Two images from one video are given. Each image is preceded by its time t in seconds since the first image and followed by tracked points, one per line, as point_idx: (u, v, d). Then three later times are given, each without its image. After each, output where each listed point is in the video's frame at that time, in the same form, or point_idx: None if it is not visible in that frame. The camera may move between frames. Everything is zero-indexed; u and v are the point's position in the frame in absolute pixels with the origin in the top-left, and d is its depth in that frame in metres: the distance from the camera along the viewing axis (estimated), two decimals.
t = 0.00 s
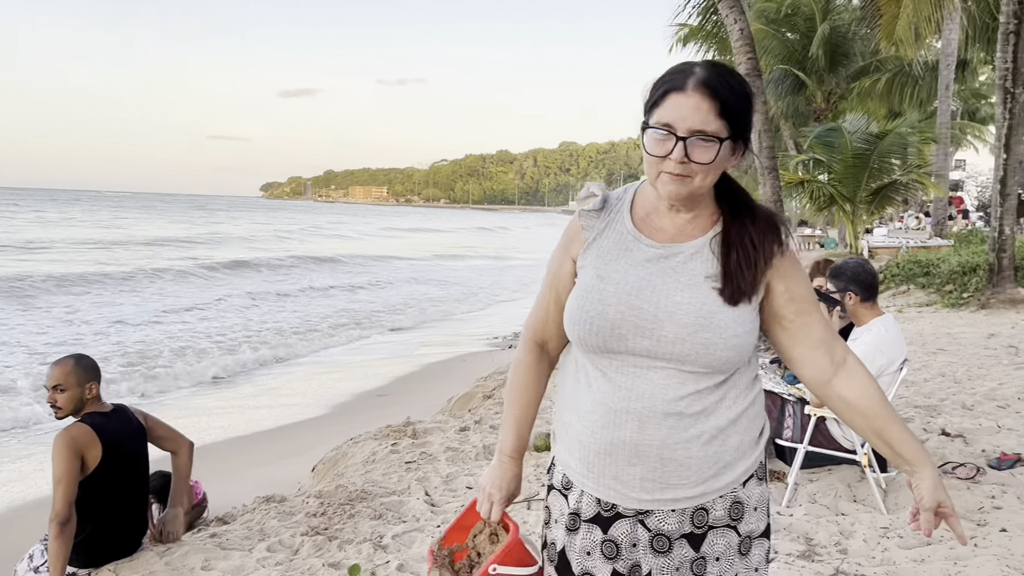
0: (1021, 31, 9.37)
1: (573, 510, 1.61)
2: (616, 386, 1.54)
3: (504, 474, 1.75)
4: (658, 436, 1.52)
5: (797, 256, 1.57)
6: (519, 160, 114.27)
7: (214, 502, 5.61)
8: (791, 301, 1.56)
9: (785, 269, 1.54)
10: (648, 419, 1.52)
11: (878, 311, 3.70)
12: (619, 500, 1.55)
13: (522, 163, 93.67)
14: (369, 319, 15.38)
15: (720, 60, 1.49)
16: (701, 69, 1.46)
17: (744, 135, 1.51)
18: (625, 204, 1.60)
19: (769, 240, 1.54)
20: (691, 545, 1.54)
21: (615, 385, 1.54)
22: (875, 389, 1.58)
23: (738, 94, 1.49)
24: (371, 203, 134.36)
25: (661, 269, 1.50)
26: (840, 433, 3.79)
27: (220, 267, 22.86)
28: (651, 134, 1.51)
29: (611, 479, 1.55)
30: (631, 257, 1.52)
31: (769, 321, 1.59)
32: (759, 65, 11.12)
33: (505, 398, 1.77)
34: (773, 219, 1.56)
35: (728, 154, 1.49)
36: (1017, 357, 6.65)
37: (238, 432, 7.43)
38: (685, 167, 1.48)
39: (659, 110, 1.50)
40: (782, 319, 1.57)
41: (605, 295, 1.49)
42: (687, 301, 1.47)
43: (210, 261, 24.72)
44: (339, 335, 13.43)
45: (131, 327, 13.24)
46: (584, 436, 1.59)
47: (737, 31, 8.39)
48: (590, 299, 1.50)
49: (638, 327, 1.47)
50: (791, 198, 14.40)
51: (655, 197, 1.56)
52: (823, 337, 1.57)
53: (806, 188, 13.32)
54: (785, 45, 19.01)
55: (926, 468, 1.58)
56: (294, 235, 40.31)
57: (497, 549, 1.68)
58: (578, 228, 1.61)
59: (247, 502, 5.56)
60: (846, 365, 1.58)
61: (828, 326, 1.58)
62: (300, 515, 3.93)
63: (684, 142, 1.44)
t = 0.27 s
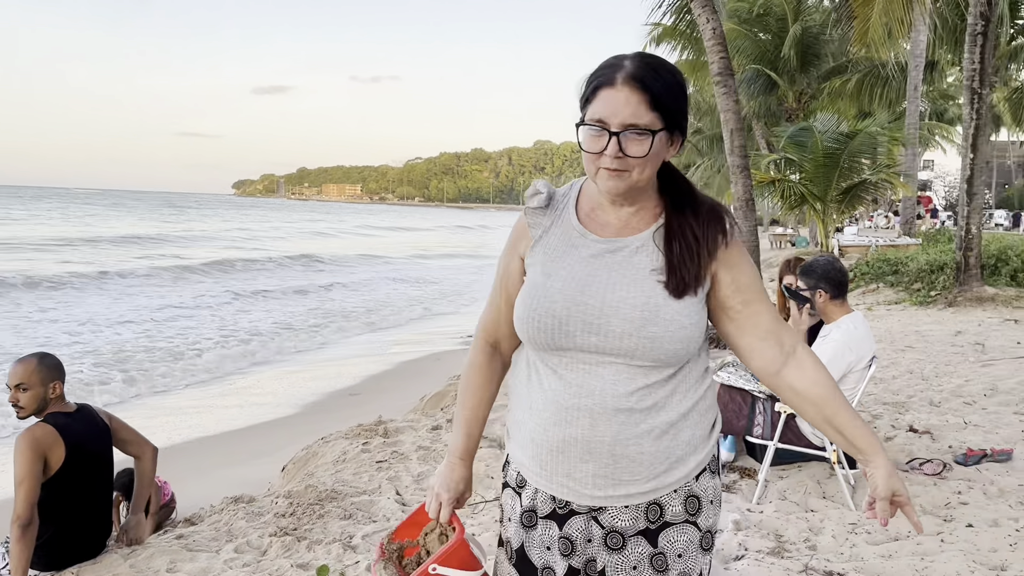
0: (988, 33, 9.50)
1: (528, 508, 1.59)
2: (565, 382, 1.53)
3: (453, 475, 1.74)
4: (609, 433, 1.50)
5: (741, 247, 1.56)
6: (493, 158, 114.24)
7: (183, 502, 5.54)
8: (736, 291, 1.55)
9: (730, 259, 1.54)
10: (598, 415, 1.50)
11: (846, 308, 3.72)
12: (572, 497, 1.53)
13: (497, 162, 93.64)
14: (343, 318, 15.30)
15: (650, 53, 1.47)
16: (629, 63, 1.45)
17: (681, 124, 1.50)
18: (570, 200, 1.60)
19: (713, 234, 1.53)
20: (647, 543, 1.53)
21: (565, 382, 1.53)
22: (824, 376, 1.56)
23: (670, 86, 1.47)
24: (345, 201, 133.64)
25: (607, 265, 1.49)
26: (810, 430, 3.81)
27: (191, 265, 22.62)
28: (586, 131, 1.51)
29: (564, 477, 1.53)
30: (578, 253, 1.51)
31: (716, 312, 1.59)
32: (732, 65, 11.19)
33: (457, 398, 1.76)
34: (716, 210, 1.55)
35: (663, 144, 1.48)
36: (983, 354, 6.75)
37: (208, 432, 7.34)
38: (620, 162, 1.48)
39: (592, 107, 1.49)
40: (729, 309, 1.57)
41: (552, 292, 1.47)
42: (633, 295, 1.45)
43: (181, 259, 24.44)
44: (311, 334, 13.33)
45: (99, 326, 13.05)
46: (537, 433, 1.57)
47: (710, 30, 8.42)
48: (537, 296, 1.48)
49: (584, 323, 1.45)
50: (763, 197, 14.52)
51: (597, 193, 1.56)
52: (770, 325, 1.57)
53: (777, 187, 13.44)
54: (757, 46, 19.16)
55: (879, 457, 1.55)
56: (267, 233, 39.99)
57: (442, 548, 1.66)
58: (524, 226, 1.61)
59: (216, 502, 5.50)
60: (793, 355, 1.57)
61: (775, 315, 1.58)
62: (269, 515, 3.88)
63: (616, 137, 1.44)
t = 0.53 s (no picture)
0: (957, 38, 9.62)
1: (483, 514, 1.59)
2: (518, 389, 1.52)
3: (405, 483, 1.73)
4: (563, 439, 1.50)
5: (689, 245, 1.56)
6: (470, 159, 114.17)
7: (153, 506, 5.48)
8: (685, 292, 1.54)
9: (679, 259, 1.53)
10: (552, 422, 1.50)
11: (816, 309, 3.75)
12: (528, 503, 1.53)
13: (474, 163, 93.59)
14: (318, 319, 15.21)
15: (581, 51, 1.49)
16: (561, 61, 1.46)
17: (619, 118, 1.51)
18: (518, 205, 1.59)
19: (661, 231, 1.53)
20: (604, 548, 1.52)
21: (519, 389, 1.52)
22: (772, 374, 1.57)
23: (603, 79, 1.48)
24: (321, 201, 132.94)
25: (557, 269, 1.48)
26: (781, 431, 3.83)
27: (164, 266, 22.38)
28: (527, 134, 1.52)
29: (519, 484, 1.53)
30: (528, 258, 1.50)
31: (666, 313, 1.58)
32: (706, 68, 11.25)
33: (410, 405, 1.75)
34: (661, 209, 1.56)
35: (602, 139, 1.49)
36: (952, 354, 6.83)
37: (180, 434, 7.26)
38: (562, 161, 1.48)
39: (529, 110, 1.50)
40: (678, 310, 1.56)
41: (502, 299, 1.46)
42: (584, 300, 1.44)
43: (154, 260, 24.18)
44: (286, 335, 13.24)
45: (69, 327, 12.87)
46: (491, 441, 1.56)
47: (684, 33, 8.46)
48: (487, 304, 1.47)
49: (535, 329, 1.44)
50: (737, 199, 14.61)
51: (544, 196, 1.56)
52: (718, 326, 1.56)
53: (751, 189, 13.56)
54: (732, 49, 19.30)
55: (827, 452, 1.56)
56: (242, 234, 39.69)
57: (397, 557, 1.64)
58: (473, 231, 1.60)
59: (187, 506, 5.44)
60: (743, 354, 1.57)
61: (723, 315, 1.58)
62: (239, 519, 3.85)
63: (556, 135, 1.45)
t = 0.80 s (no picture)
0: (927, 44, 9.74)
1: (436, 523, 1.57)
2: (471, 396, 1.51)
3: (362, 498, 1.70)
4: (518, 446, 1.49)
5: (636, 247, 1.56)
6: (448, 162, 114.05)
7: (122, 513, 5.40)
8: (633, 295, 1.54)
9: (626, 261, 1.53)
10: (506, 429, 1.49)
11: (785, 313, 3.78)
12: (482, 511, 1.51)
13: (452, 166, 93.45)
14: (292, 322, 15.11)
15: (517, 56, 1.50)
16: (497, 68, 1.47)
17: (558, 122, 1.51)
18: (466, 212, 1.59)
19: (608, 234, 1.53)
20: (560, 555, 1.50)
21: (472, 397, 1.51)
22: (718, 375, 1.58)
23: (539, 81, 1.48)
24: (298, 203, 132.21)
25: (505, 275, 1.48)
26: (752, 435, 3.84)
27: (138, 268, 22.16)
28: (467, 139, 1.52)
29: (474, 491, 1.52)
30: (476, 266, 1.50)
31: (614, 316, 1.57)
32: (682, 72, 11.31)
33: (364, 418, 1.73)
34: (606, 212, 1.56)
35: (543, 141, 1.49)
36: (922, 358, 6.92)
37: (150, 439, 7.18)
38: (503, 165, 1.48)
39: (468, 116, 1.51)
40: (627, 314, 1.56)
41: (452, 306, 1.46)
42: (532, 305, 1.44)
43: (127, 262, 23.89)
44: (260, 339, 13.13)
45: (39, 331, 12.69)
46: (446, 449, 1.55)
47: (658, 38, 8.50)
48: (437, 313, 1.46)
49: (486, 335, 1.43)
50: (712, 203, 14.69)
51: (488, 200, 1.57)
52: (667, 329, 1.57)
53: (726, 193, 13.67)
54: (707, 53, 19.46)
55: (772, 452, 1.61)
56: (216, 236, 39.36)
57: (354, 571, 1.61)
58: (421, 241, 1.60)
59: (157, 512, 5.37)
60: (689, 356, 1.59)
61: (671, 316, 1.58)
62: (208, 526, 3.80)
63: (495, 139, 1.46)
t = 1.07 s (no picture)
0: (906, 50, 9.84)
1: (407, 529, 1.57)
2: (441, 401, 1.51)
3: (333, 506, 1.67)
4: (488, 450, 1.49)
5: (603, 249, 1.57)
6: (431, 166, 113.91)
7: (100, 519, 5.35)
8: (600, 296, 1.55)
9: (593, 262, 1.54)
10: (476, 433, 1.49)
11: (764, 317, 3.79)
12: (454, 516, 1.51)
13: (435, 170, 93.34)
14: (274, 327, 15.03)
15: (475, 59, 1.52)
16: (454, 70, 1.49)
17: (518, 123, 1.52)
18: (434, 217, 1.60)
19: (574, 235, 1.53)
20: (532, 559, 1.50)
21: (441, 401, 1.51)
22: (686, 374, 1.57)
23: (496, 82, 1.50)
24: (280, 207, 131.62)
25: (473, 279, 1.48)
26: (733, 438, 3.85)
27: (117, 273, 21.97)
28: (430, 142, 1.53)
29: (445, 496, 1.52)
30: (444, 270, 1.50)
31: (582, 317, 1.57)
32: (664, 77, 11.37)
33: (333, 426, 1.71)
34: (571, 213, 1.56)
35: (503, 141, 1.50)
36: (901, 361, 6.98)
37: (129, 445, 7.11)
38: (464, 165, 1.48)
39: (429, 120, 1.52)
40: (594, 316, 1.56)
41: (420, 311, 1.46)
42: (500, 309, 1.44)
43: (106, 267, 23.68)
44: (241, 343, 13.05)
45: (16, 336, 12.54)
46: (416, 454, 1.55)
47: (640, 43, 8.54)
48: (405, 318, 1.47)
49: (454, 340, 1.44)
50: (694, 207, 14.76)
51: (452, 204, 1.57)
52: (633, 328, 1.57)
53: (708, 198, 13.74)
54: (689, 59, 19.57)
55: (740, 453, 1.59)
56: (197, 240, 39.09)
57: None
58: (389, 246, 1.60)
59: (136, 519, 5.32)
60: (657, 356, 1.58)
61: (638, 317, 1.58)
62: (187, 533, 3.77)
63: (453, 140, 1.46)
